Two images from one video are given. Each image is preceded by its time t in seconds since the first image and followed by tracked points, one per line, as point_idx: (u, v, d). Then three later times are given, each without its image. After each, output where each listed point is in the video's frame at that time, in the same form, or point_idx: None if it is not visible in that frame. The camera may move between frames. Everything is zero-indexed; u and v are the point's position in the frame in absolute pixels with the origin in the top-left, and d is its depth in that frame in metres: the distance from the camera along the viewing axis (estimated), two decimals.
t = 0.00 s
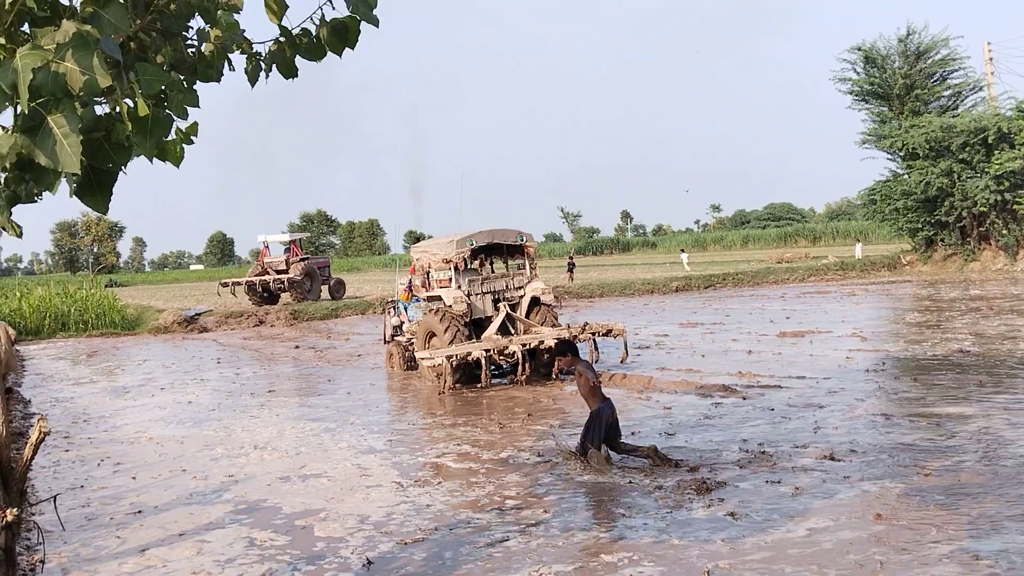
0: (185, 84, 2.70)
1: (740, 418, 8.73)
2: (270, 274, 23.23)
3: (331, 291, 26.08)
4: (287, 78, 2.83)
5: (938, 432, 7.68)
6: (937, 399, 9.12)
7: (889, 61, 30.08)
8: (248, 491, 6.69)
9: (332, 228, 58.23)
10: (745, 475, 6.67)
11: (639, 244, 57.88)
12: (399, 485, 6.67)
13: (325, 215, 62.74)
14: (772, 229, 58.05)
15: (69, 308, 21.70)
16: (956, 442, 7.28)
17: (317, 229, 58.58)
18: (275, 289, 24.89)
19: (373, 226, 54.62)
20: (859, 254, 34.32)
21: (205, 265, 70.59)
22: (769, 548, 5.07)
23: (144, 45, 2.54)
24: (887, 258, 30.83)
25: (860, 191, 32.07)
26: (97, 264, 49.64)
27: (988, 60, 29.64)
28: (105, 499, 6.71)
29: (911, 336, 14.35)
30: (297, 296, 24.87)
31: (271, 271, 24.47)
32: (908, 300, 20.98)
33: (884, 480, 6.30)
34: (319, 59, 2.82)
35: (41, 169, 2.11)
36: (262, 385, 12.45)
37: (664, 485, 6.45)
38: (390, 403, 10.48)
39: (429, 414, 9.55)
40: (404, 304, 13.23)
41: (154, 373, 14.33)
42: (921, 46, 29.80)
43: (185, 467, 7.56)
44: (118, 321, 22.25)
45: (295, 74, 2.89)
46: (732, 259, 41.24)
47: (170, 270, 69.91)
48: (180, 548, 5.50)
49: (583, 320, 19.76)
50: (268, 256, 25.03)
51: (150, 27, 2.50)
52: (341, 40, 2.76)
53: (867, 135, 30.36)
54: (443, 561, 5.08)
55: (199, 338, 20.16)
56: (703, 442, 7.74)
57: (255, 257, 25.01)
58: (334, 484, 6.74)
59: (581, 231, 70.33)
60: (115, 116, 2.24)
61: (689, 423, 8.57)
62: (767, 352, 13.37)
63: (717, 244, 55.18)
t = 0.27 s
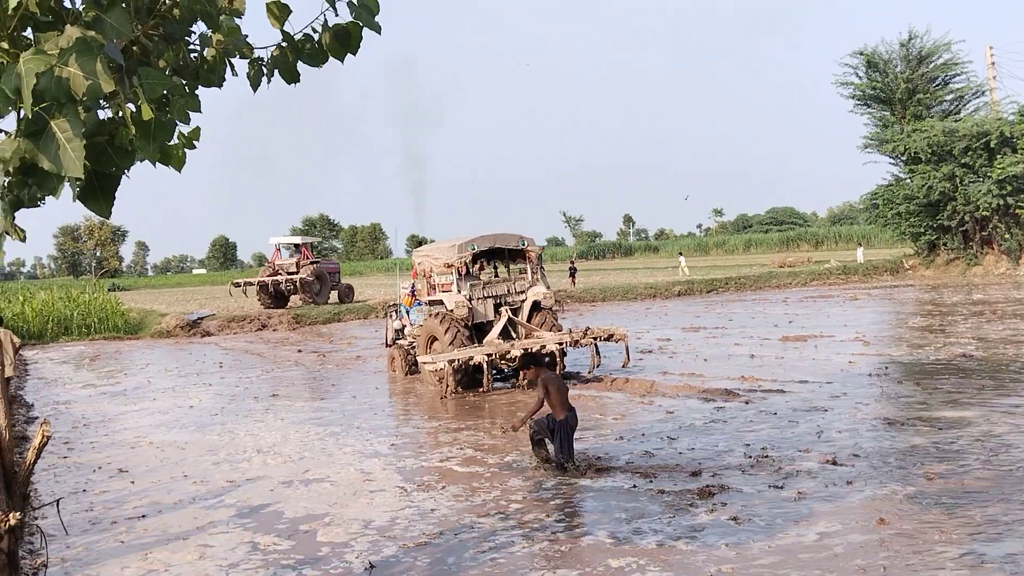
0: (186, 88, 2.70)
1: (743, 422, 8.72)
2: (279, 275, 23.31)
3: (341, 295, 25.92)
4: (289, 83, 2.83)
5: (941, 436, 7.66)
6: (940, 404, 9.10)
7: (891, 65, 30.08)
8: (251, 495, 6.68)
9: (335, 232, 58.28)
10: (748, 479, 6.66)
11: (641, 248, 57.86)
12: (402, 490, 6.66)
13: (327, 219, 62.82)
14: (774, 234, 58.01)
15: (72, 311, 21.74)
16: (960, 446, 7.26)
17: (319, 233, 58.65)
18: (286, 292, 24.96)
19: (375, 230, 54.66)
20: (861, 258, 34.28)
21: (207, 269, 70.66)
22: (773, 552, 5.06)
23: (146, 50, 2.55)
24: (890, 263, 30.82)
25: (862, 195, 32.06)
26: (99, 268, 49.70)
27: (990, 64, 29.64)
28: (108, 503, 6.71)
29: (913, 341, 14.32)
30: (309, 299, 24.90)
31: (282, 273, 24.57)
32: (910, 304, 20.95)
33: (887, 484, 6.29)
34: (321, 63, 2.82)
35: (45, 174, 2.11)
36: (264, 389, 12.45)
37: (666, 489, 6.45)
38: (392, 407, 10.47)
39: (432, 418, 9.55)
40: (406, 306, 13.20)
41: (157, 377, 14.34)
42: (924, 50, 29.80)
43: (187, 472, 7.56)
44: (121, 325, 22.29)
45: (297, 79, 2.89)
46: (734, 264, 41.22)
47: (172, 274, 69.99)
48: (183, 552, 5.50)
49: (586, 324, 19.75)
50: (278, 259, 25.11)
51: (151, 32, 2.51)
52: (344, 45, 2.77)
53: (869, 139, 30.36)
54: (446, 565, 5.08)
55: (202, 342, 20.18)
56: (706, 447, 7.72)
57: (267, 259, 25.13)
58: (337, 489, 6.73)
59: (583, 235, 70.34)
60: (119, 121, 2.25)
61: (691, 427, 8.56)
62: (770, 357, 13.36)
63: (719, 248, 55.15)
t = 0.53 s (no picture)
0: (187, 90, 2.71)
1: (743, 424, 8.72)
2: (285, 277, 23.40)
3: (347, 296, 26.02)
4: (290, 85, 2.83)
5: (942, 438, 7.66)
6: (940, 406, 9.10)
7: (892, 67, 30.09)
8: (251, 497, 6.68)
9: (335, 234, 58.28)
10: (747, 480, 6.66)
11: (642, 250, 57.87)
12: (402, 492, 6.65)
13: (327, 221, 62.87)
14: (774, 236, 57.93)
15: (72, 313, 21.74)
16: (961, 449, 7.25)
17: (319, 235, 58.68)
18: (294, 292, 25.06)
19: (376, 231, 54.67)
20: (861, 259, 34.25)
21: (208, 271, 70.70)
22: (774, 554, 5.06)
23: (147, 51, 2.55)
24: (890, 265, 30.81)
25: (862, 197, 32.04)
26: (100, 270, 49.70)
27: (991, 67, 29.62)
28: (107, 505, 6.70)
29: (914, 343, 14.31)
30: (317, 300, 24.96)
31: (290, 274, 24.68)
32: (910, 306, 20.95)
33: (887, 486, 6.29)
34: (321, 65, 2.83)
35: (46, 175, 2.12)
36: (264, 391, 12.44)
37: (666, 492, 6.44)
38: (392, 409, 10.48)
39: (432, 420, 9.56)
40: (405, 302, 13.13)
41: (157, 379, 14.34)
42: (924, 52, 29.81)
43: (187, 474, 7.55)
44: (121, 327, 22.30)
45: (298, 80, 2.90)
46: (734, 266, 41.24)
47: (172, 276, 69.99)
48: (184, 554, 5.49)
49: (586, 326, 19.75)
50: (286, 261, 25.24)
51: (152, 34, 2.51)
52: (344, 46, 2.77)
53: (870, 141, 30.34)
54: (446, 567, 5.08)
55: (202, 344, 20.19)
56: (706, 449, 7.71)
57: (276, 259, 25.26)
58: (338, 491, 6.72)
59: (583, 236, 70.32)
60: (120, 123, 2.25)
61: (691, 429, 8.56)
62: (770, 359, 13.35)
63: (720, 250, 55.13)
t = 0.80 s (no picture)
0: (188, 91, 2.72)
1: (743, 426, 8.72)
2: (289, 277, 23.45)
3: (354, 296, 25.97)
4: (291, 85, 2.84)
5: (943, 441, 7.66)
6: (941, 408, 9.10)
7: (893, 70, 30.09)
8: (252, 499, 6.68)
9: (336, 235, 58.29)
10: (748, 483, 6.65)
11: (643, 251, 57.88)
12: (404, 494, 6.65)
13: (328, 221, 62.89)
14: (776, 238, 57.93)
15: (73, 314, 21.74)
16: (962, 452, 7.25)
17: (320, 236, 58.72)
18: (299, 293, 25.11)
19: (377, 233, 54.67)
20: (862, 262, 34.23)
21: (209, 272, 70.72)
22: (774, 557, 5.05)
23: (149, 52, 2.56)
24: (891, 268, 30.80)
25: (863, 200, 32.04)
26: (100, 271, 49.69)
27: (992, 70, 29.63)
28: (107, 506, 6.70)
29: (915, 345, 14.29)
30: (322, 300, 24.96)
31: (296, 274, 24.71)
32: (910, 309, 20.93)
33: (888, 489, 6.29)
34: (322, 65, 2.83)
35: (48, 175, 2.12)
36: (265, 392, 12.44)
37: (666, 494, 6.44)
38: (392, 410, 10.48)
39: (432, 422, 9.56)
40: (400, 299, 13.14)
41: (157, 380, 14.34)
42: (926, 55, 29.80)
43: (188, 476, 7.55)
44: (121, 327, 22.31)
45: (299, 80, 2.90)
46: (734, 268, 41.25)
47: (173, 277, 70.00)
48: (185, 555, 5.49)
49: (587, 328, 19.76)
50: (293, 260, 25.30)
51: (154, 34, 2.52)
52: (345, 46, 2.78)
53: (871, 144, 30.34)
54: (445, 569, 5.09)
55: (203, 344, 20.19)
56: (706, 451, 7.70)
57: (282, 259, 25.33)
58: (339, 493, 6.72)
59: (584, 238, 70.34)
60: (122, 123, 2.26)
61: (691, 431, 8.56)
62: (771, 361, 13.34)
63: (721, 252, 55.15)
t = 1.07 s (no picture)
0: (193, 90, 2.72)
1: (747, 427, 8.70)
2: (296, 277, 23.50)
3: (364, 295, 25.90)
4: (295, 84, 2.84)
5: (948, 442, 7.63)
6: (945, 410, 9.07)
7: (898, 71, 30.03)
8: (256, 498, 6.69)
9: (340, 235, 58.35)
10: (753, 484, 6.64)
11: (647, 252, 57.84)
12: (408, 494, 6.64)
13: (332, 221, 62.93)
14: (780, 239, 57.86)
15: (77, 312, 21.78)
16: (966, 453, 7.23)
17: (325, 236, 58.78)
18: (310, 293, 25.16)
19: (381, 232, 54.71)
20: (866, 263, 34.16)
21: (213, 271, 70.81)
22: (779, 558, 5.03)
23: (154, 51, 2.56)
24: (896, 269, 30.73)
25: (868, 201, 31.98)
26: (105, 269, 49.79)
27: (998, 71, 29.55)
28: (112, 504, 6.71)
29: (919, 346, 14.26)
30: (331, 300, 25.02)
31: (305, 273, 24.78)
32: (915, 310, 20.88)
33: (894, 490, 6.27)
34: (327, 65, 2.83)
35: (54, 174, 2.13)
36: (269, 391, 12.45)
37: (670, 495, 6.43)
38: (396, 409, 10.48)
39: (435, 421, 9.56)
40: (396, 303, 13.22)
41: (162, 379, 14.36)
42: (931, 56, 29.73)
43: (193, 474, 7.55)
44: (126, 326, 22.38)
45: (303, 79, 2.91)
46: (738, 269, 41.20)
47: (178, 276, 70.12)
48: (190, 553, 5.49)
49: (591, 328, 19.75)
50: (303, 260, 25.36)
51: (159, 34, 2.52)
52: (350, 46, 2.79)
53: (876, 145, 30.28)
54: (446, 568, 5.08)
55: (208, 343, 20.22)
56: (710, 452, 7.69)
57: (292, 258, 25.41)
58: (344, 493, 6.71)
59: (588, 238, 70.33)
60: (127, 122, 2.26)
61: (695, 432, 8.55)
62: (775, 362, 13.32)
63: (725, 253, 55.10)
